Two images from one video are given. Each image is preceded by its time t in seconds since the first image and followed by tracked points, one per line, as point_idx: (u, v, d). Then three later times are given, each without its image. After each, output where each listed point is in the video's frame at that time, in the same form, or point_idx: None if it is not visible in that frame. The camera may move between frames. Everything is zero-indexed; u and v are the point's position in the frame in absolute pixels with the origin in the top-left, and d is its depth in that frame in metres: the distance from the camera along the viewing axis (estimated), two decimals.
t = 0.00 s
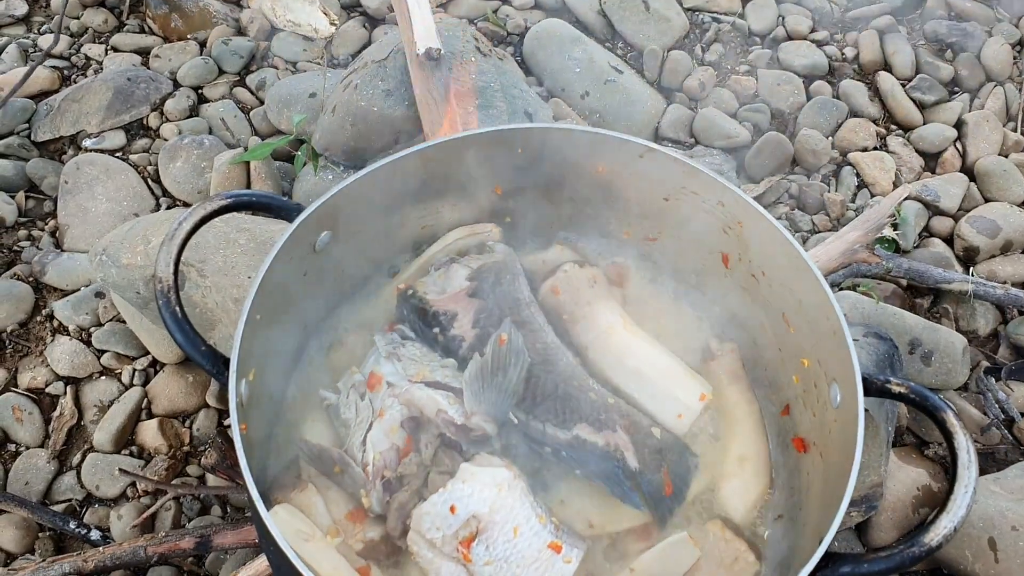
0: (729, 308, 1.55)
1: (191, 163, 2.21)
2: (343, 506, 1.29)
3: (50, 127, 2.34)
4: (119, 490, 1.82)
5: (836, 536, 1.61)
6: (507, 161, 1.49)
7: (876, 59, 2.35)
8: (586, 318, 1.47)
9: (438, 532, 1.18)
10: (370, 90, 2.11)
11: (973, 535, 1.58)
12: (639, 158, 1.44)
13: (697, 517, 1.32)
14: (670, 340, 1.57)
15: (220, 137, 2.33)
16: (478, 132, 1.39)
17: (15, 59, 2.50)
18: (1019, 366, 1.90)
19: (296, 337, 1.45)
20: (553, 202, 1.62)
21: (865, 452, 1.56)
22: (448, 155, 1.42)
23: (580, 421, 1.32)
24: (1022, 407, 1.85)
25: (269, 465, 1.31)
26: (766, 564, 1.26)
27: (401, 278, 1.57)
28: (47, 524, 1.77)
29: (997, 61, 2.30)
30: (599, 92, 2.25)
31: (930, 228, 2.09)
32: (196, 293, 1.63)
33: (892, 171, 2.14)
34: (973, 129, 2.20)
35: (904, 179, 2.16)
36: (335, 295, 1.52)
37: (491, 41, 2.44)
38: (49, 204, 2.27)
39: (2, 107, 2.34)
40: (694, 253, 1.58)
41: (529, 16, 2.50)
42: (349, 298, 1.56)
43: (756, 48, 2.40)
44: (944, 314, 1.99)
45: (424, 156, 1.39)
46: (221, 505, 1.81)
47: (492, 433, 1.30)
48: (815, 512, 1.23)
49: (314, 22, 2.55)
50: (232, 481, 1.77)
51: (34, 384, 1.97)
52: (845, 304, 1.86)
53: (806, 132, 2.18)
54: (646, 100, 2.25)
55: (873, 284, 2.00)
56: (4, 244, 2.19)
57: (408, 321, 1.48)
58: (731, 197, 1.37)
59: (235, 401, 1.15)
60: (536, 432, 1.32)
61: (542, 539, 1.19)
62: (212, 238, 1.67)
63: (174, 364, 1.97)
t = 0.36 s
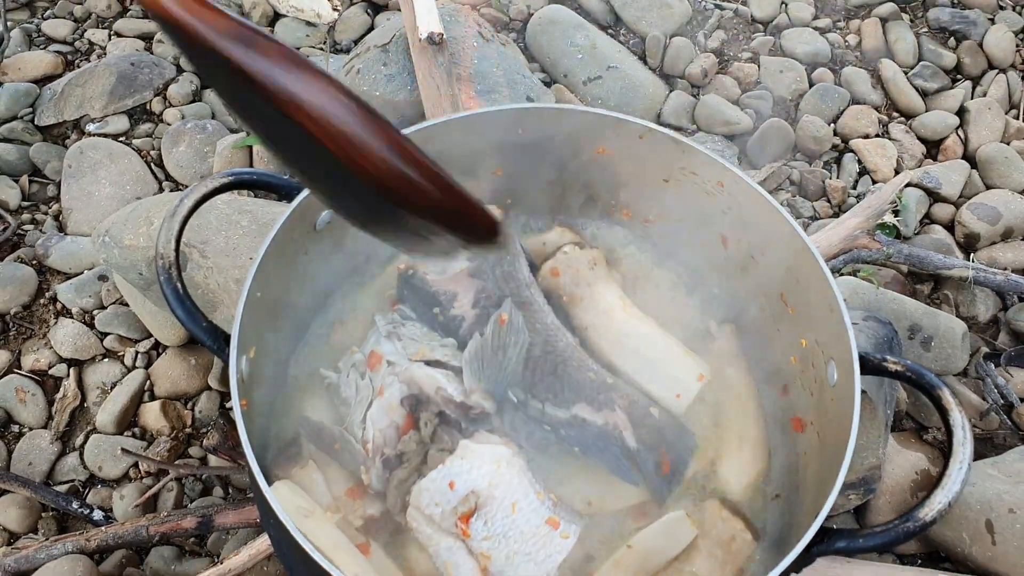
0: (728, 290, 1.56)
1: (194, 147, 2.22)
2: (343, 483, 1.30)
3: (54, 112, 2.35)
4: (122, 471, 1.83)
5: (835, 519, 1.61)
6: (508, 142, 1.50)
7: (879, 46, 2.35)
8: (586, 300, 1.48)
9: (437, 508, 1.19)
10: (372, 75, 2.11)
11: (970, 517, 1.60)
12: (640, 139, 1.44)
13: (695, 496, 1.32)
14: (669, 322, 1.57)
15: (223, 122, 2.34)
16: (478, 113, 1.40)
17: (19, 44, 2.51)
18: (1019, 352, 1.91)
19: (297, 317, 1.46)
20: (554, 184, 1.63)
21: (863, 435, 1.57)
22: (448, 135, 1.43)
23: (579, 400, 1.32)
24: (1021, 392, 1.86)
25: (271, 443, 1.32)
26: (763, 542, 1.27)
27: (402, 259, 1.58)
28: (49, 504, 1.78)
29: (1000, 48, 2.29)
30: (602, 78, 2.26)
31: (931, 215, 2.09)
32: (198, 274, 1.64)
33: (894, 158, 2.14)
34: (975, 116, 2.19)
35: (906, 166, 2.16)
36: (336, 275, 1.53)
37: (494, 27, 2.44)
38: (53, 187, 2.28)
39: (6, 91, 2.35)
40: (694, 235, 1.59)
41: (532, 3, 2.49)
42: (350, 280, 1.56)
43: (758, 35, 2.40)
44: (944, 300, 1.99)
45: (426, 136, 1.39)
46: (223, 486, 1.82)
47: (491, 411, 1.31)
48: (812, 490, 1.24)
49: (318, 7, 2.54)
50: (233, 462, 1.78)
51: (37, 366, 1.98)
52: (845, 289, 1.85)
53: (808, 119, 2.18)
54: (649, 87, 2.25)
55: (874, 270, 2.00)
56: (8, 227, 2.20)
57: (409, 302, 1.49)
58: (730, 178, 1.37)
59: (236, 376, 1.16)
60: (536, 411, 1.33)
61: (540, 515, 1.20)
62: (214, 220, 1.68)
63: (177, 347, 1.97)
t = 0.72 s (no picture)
0: (724, 273, 1.57)
1: (195, 135, 2.23)
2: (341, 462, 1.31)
3: (55, 100, 2.36)
4: (123, 455, 1.85)
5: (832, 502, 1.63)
6: (507, 125, 1.51)
7: (878, 36, 2.35)
8: (584, 283, 1.49)
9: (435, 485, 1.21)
10: (372, 63, 2.12)
11: (965, 501, 1.61)
12: (637, 123, 1.45)
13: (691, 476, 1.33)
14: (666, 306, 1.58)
15: (223, 110, 2.35)
16: (476, 95, 1.41)
17: (20, 32, 2.52)
18: (1016, 339, 1.92)
19: (296, 299, 1.47)
20: (551, 168, 1.64)
21: (860, 418, 1.58)
22: (447, 118, 1.44)
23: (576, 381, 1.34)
24: (1018, 378, 1.87)
25: (270, 423, 1.33)
26: (758, 522, 1.28)
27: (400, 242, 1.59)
28: (50, 488, 1.80)
29: (999, 37, 2.30)
30: (601, 67, 2.26)
31: (930, 203, 2.10)
32: (199, 258, 1.65)
33: (892, 147, 2.15)
34: (973, 106, 2.20)
35: (904, 155, 2.17)
36: (335, 258, 1.54)
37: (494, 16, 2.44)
38: (54, 175, 2.29)
39: (7, 79, 2.36)
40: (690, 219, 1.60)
41: None
42: (349, 263, 1.58)
43: (758, 25, 2.41)
44: (941, 288, 2.00)
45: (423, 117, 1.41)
46: (223, 470, 1.84)
47: (489, 391, 1.33)
48: (808, 470, 1.25)
49: None
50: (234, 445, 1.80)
51: (38, 351, 1.99)
52: (843, 276, 1.86)
53: (807, 108, 2.19)
54: (647, 75, 2.26)
55: (872, 258, 2.01)
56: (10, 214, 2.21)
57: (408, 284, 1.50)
58: (726, 160, 1.39)
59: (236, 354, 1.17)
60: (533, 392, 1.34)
61: (536, 493, 1.22)
62: (215, 205, 1.68)
63: (177, 333, 1.98)
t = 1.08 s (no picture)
0: (716, 258, 1.58)
1: (191, 123, 2.23)
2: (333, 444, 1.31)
3: (52, 88, 2.36)
4: (119, 441, 1.85)
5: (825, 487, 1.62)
6: (498, 109, 1.52)
7: (875, 22, 2.34)
8: (576, 267, 1.49)
9: (424, 467, 1.21)
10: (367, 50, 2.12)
11: (959, 486, 1.61)
12: (628, 106, 1.46)
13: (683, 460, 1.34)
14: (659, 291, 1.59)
15: (220, 98, 2.35)
16: (466, 79, 1.42)
17: (17, 21, 2.52)
18: (1012, 325, 1.91)
19: (289, 283, 1.48)
20: (544, 152, 1.65)
21: (853, 403, 1.57)
22: (439, 102, 1.46)
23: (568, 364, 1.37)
24: (1014, 364, 1.86)
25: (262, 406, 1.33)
26: (749, 504, 1.29)
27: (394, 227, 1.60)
28: (47, 473, 1.80)
29: (997, 24, 2.29)
30: (597, 54, 2.26)
31: (926, 189, 2.09)
32: (193, 243, 1.65)
33: (889, 134, 2.14)
34: (971, 92, 2.19)
35: (901, 142, 2.16)
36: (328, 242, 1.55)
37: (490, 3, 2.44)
38: (51, 163, 2.29)
39: (4, 68, 2.37)
40: (683, 203, 1.60)
41: None
42: (342, 247, 1.58)
43: (755, 12, 2.40)
44: (937, 275, 2.00)
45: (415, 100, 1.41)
46: (218, 456, 1.84)
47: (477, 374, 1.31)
48: (798, 452, 1.25)
49: None
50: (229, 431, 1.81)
51: (35, 338, 2.00)
52: (837, 262, 1.85)
53: (804, 95, 2.18)
54: (643, 62, 2.25)
55: (868, 244, 2.01)
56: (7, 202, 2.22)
57: (399, 269, 1.50)
58: (717, 142, 1.39)
59: (227, 335, 1.17)
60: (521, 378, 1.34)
61: (526, 474, 1.22)
62: (209, 190, 1.69)
63: (173, 319, 1.98)
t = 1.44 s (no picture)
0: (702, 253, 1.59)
1: (183, 124, 2.24)
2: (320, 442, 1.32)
3: (45, 90, 2.37)
4: (113, 441, 1.86)
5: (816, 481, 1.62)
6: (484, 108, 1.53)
7: (865, 17, 2.34)
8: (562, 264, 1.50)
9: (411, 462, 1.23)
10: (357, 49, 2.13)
11: (948, 479, 1.61)
12: (612, 104, 1.47)
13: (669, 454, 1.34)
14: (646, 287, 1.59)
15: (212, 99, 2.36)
16: (450, 78, 1.43)
17: (10, 24, 2.53)
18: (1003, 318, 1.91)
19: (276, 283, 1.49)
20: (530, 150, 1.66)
21: (842, 398, 1.57)
22: (424, 101, 1.47)
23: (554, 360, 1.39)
24: (1005, 357, 1.86)
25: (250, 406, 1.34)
26: (736, 498, 1.29)
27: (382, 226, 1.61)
28: (42, 474, 1.81)
29: (987, 16, 2.29)
30: (587, 52, 2.26)
31: (916, 183, 2.09)
32: (183, 244, 1.66)
33: (879, 128, 2.15)
34: (961, 86, 2.19)
35: (891, 136, 2.16)
36: (315, 241, 1.56)
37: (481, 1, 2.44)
38: (45, 165, 2.30)
39: None
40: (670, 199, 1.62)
41: None
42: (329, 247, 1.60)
43: (745, 7, 2.40)
44: (928, 268, 2.00)
45: (401, 99, 1.43)
46: (212, 455, 1.85)
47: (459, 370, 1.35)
48: (783, 446, 1.25)
49: None
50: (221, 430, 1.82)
51: (30, 340, 2.01)
52: (826, 257, 1.86)
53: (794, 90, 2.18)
54: (634, 59, 2.26)
55: (857, 239, 2.01)
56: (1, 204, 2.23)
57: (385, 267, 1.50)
58: (700, 139, 1.40)
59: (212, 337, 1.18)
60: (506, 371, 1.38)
61: (510, 466, 1.24)
62: (198, 191, 1.69)
63: (166, 320, 1.99)
